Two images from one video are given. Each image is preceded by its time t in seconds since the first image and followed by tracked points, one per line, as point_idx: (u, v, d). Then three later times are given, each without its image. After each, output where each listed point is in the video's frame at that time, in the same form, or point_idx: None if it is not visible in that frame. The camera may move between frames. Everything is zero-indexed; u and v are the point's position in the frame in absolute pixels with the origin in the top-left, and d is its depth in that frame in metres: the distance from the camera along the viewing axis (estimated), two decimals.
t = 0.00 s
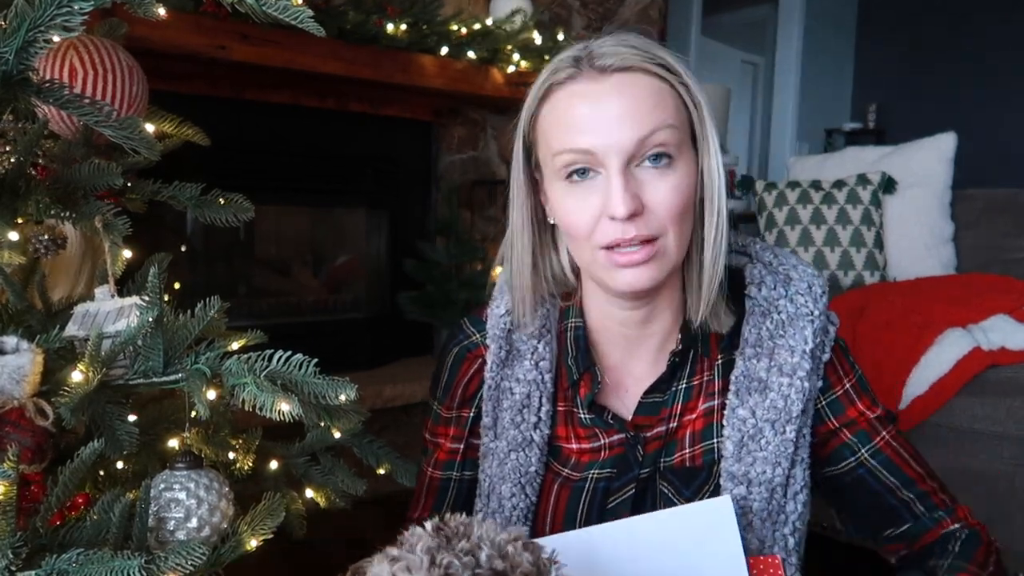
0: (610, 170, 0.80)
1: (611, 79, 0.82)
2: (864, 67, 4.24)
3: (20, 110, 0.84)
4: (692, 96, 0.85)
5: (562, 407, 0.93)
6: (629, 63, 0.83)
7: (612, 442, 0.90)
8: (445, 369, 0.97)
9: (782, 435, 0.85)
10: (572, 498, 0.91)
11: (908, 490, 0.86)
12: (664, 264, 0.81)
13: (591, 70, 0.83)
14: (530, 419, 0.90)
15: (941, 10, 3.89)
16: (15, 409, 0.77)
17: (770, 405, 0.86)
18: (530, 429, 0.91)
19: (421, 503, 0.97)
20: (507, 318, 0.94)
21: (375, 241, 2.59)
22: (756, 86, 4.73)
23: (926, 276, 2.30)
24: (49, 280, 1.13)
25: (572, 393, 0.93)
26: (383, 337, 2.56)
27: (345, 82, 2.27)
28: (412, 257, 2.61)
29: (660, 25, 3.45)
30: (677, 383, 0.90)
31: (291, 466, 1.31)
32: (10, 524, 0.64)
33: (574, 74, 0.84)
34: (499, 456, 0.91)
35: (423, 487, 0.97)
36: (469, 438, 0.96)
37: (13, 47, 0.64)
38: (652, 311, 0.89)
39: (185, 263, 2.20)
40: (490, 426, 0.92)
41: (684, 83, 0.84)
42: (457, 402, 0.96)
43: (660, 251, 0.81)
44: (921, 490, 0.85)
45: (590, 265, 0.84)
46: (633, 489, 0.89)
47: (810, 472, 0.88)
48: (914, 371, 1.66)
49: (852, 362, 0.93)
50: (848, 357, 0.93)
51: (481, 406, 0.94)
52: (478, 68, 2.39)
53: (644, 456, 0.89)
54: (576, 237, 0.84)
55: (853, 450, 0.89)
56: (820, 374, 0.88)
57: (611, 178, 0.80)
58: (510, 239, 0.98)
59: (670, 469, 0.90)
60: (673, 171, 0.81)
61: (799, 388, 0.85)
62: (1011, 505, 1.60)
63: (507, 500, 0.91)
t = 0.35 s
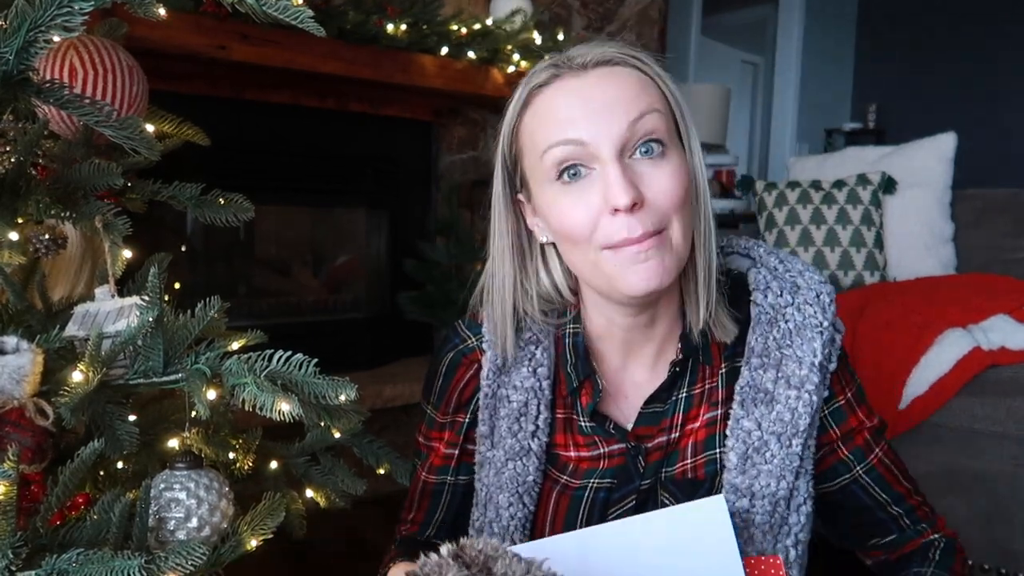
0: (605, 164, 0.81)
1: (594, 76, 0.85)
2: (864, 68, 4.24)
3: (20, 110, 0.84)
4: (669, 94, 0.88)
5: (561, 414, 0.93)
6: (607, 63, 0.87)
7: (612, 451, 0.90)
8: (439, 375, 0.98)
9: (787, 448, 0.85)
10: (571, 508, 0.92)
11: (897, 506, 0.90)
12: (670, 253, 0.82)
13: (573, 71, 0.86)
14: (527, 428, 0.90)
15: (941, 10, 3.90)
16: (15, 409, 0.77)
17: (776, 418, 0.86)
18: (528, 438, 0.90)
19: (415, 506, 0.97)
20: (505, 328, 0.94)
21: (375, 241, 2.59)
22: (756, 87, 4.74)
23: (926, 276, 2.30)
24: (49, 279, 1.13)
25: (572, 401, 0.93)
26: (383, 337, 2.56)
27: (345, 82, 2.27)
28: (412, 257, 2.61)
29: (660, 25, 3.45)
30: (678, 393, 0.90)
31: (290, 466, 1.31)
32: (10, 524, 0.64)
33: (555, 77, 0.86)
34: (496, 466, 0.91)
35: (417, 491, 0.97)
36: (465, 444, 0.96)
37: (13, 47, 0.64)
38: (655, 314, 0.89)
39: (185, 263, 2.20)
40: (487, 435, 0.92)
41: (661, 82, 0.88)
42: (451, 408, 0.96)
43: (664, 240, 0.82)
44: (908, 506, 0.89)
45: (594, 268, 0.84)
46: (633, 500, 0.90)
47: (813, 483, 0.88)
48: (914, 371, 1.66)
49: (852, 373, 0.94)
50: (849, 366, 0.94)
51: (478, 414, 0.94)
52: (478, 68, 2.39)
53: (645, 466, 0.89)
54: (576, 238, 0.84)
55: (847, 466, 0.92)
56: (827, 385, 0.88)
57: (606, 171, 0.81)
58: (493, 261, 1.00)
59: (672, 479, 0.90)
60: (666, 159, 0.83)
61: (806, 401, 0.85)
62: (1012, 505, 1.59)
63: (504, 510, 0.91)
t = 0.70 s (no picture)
0: (596, 184, 0.81)
1: (585, 88, 0.83)
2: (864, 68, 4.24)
3: (20, 110, 0.84)
4: (662, 101, 0.87)
5: (553, 418, 0.93)
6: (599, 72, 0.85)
7: (604, 454, 0.90)
8: (433, 380, 0.98)
9: (779, 447, 0.85)
10: (563, 512, 0.91)
11: (914, 481, 0.88)
12: (659, 271, 0.83)
13: (564, 81, 0.84)
14: (519, 433, 0.90)
15: (942, 10, 3.90)
16: (15, 409, 0.77)
17: (767, 416, 0.86)
18: (520, 443, 0.90)
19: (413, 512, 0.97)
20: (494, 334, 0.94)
21: (375, 241, 2.59)
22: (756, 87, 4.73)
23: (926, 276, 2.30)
24: (49, 279, 1.13)
25: (562, 405, 0.93)
26: (383, 337, 2.56)
27: (345, 82, 2.27)
28: (412, 257, 2.61)
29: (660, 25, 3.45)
30: (669, 395, 0.90)
31: (291, 466, 1.31)
32: (10, 524, 0.64)
33: (545, 88, 0.85)
34: (489, 472, 0.91)
35: (415, 497, 0.97)
36: (458, 450, 0.96)
37: (14, 47, 0.64)
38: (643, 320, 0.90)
39: (185, 262, 2.19)
40: (479, 442, 0.92)
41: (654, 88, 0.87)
42: (445, 414, 0.96)
43: (652, 259, 0.83)
44: (927, 480, 0.87)
45: (581, 282, 0.86)
46: (626, 503, 0.88)
47: (809, 481, 0.88)
48: (915, 371, 1.66)
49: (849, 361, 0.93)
50: (845, 355, 0.93)
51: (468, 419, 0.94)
52: (478, 68, 2.39)
53: (637, 468, 0.89)
54: (564, 254, 0.85)
55: (857, 449, 0.90)
56: (818, 380, 0.88)
57: (598, 192, 0.81)
58: (481, 266, 1.00)
59: (665, 481, 0.89)
60: (658, 177, 0.83)
61: (796, 398, 0.85)
62: (1011, 505, 1.59)
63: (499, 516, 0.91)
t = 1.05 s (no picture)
0: (612, 218, 0.78)
1: (619, 120, 0.76)
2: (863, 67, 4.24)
3: (20, 110, 0.84)
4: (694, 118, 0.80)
5: (552, 403, 0.92)
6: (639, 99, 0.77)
7: (603, 438, 0.90)
8: (436, 366, 0.96)
9: (769, 423, 0.85)
10: (563, 493, 0.90)
11: (916, 452, 0.87)
12: (655, 292, 0.83)
13: (598, 106, 0.76)
14: (518, 415, 0.90)
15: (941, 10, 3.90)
16: (15, 409, 0.76)
17: (757, 394, 0.86)
18: (519, 424, 0.90)
19: (407, 507, 0.95)
20: (495, 317, 0.94)
21: (375, 241, 2.59)
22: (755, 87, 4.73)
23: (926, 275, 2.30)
24: (49, 279, 1.13)
25: (561, 389, 0.92)
26: (383, 337, 2.56)
27: (345, 82, 2.27)
28: (412, 257, 2.61)
29: (660, 26, 3.45)
30: (664, 377, 0.90)
31: (291, 466, 1.31)
32: (10, 523, 0.64)
33: (576, 108, 0.77)
34: (490, 453, 0.90)
35: (411, 489, 0.95)
36: (458, 437, 0.95)
37: (13, 47, 0.64)
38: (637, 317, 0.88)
39: (185, 263, 2.19)
40: (480, 423, 0.92)
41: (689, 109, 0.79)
42: (445, 399, 0.95)
43: (651, 282, 0.82)
44: (929, 451, 0.87)
45: (579, 286, 0.85)
46: (624, 483, 0.88)
47: (802, 460, 0.88)
48: (915, 370, 1.66)
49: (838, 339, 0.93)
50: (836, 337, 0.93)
51: (470, 404, 0.93)
52: (477, 68, 2.39)
53: (634, 450, 0.89)
54: (565, 263, 0.83)
55: (854, 424, 0.89)
56: (805, 358, 0.88)
57: (612, 226, 0.78)
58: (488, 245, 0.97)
59: (661, 463, 0.89)
60: (675, 213, 0.79)
61: (784, 375, 0.85)
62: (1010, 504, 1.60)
63: (498, 496, 0.90)
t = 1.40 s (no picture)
0: (653, 191, 0.79)
1: (690, 100, 0.78)
2: (863, 67, 4.24)
3: (20, 110, 0.84)
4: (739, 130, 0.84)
5: (551, 395, 0.91)
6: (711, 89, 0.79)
7: (602, 430, 0.88)
8: (436, 355, 0.94)
9: (765, 413, 0.85)
10: (563, 485, 0.88)
11: (918, 437, 0.87)
12: (663, 277, 0.84)
13: (672, 84, 0.78)
14: (518, 406, 0.88)
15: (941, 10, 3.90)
16: (15, 409, 0.76)
17: (752, 385, 0.86)
18: (518, 416, 0.88)
19: (393, 494, 0.91)
20: (495, 308, 0.91)
21: (375, 241, 2.59)
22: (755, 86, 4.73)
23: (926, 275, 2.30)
24: (49, 279, 1.13)
25: (561, 381, 0.91)
26: (383, 336, 2.56)
27: (345, 82, 2.27)
28: (412, 257, 2.61)
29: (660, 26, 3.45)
30: (664, 370, 0.90)
31: (291, 466, 1.31)
32: (10, 524, 0.64)
33: (652, 79, 0.79)
34: (488, 443, 0.89)
35: (399, 476, 0.92)
36: (454, 428, 0.93)
37: (13, 47, 0.64)
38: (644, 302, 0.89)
39: (185, 263, 2.19)
40: (480, 413, 0.90)
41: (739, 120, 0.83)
42: (443, 389, 0.93)
43: (664, 268, 0.83)
44: (932, 435, 0.87)
45: (593, 258, 0.85)
46: (623, 474, 0.87)
47: (797, 451, 0.88)
48: (915, 371, 1.66)
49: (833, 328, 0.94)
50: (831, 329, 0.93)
51: (471, 395, 0.91)
52: (478, 68, 2.39)
53: (633, 441, 0.88)
54: (589, 229, 0.83)
55: (852, 411, 0.90)
56: (800, 349, 0.89)
57: (651, 200, 0.79)
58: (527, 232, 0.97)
59: (660, 455, 0.88)
60: (706, 206, 0.82)
61: (779, 365, 0.86)
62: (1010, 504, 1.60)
63: (495, 487, 0.88)
